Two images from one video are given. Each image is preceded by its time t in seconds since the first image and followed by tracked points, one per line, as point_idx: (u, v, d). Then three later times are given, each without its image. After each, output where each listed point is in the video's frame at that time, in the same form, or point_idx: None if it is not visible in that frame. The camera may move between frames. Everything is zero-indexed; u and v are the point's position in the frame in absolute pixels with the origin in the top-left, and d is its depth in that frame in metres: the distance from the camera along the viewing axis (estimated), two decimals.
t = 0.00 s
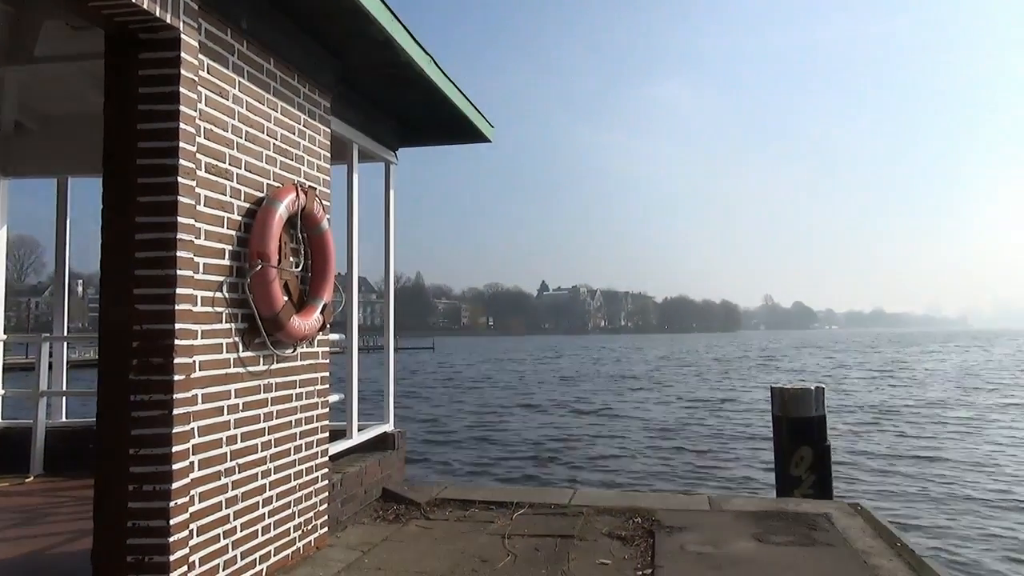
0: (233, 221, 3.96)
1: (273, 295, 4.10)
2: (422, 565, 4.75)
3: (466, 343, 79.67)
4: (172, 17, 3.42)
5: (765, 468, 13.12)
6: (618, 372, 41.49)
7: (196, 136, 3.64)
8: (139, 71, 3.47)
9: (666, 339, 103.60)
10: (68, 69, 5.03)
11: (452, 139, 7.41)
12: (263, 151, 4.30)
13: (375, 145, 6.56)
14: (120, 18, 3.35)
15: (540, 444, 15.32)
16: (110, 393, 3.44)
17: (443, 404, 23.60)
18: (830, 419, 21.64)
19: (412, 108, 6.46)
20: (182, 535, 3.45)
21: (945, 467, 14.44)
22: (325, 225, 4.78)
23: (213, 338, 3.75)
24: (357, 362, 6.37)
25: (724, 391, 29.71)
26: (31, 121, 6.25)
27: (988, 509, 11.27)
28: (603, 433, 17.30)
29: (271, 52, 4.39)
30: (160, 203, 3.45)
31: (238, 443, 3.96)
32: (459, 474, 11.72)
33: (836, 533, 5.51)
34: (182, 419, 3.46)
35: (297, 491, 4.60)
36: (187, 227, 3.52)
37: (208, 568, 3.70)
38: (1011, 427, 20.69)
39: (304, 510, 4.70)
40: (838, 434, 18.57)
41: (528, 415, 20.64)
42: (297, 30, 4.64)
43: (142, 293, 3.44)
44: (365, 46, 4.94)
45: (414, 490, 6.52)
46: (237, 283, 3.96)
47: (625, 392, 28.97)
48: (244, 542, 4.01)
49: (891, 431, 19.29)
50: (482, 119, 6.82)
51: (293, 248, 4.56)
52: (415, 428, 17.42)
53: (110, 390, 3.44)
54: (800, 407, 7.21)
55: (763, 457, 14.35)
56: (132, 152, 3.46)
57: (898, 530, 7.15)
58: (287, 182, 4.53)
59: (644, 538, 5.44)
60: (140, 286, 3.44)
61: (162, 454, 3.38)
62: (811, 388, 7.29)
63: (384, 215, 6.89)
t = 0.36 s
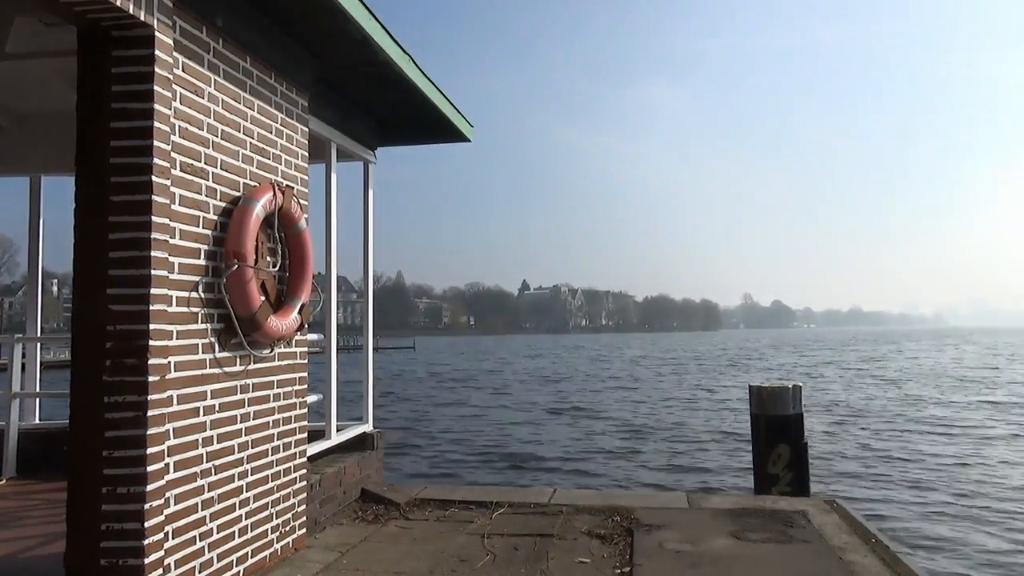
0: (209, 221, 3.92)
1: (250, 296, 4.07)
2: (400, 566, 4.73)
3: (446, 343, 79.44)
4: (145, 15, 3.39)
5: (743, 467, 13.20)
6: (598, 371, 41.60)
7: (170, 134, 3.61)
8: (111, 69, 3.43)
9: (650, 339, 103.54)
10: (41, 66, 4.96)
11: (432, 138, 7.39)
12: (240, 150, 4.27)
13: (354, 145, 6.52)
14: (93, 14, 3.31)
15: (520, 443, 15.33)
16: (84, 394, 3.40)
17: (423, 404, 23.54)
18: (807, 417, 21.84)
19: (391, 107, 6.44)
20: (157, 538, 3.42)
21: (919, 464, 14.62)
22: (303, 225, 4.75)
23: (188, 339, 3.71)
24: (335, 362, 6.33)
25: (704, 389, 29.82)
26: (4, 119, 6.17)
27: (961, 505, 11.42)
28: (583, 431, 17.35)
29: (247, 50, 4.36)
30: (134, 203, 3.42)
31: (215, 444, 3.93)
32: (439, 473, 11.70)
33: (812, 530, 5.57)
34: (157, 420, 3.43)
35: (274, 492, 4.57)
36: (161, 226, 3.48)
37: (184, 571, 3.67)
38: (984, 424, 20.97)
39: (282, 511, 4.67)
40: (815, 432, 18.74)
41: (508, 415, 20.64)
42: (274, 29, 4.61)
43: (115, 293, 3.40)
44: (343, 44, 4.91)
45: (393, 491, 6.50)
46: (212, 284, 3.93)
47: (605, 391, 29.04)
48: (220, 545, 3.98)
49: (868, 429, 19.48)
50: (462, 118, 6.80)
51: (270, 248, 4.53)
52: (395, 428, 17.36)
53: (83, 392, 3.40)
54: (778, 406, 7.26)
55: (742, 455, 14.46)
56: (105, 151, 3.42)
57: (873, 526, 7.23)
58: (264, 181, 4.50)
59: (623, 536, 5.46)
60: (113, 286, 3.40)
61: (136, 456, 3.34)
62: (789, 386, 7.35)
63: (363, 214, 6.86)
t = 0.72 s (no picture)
0: (180, 219, 3.88)
1: (222, 295, 4.03)
2: (375, 566, 4.71)
3: (423, 343, 79.18)
4: (114, 10, 3.34)
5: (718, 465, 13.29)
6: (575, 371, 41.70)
7: (140, 132, 3.57)
8: (80, 64, 3.38)
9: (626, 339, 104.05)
10: (10, 61, 4.89)
11: (408, 138, 7.37)
12: (212, 148, 4.23)
13: (329, 143, 6.49)
14: (61, 10, 3.26)
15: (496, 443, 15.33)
16: (53, 394, 3.35)
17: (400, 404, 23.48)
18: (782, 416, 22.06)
19: (367, 106, 6.41)
20: (126, 540, 3.38)
21: (891, 462, 14.81)
22: (276, 224, 4.71)
23: (159, 339, 3.68)
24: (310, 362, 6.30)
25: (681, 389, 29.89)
26: None
27: (931, 502, 11.58)
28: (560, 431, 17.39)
29: (219, 47, 4.32)
30: (102, 200, 3.37)
31: (186, 445, 3.89)
32: (415, 473, 11.68)
33: (784, 527, 5.62)
34: (126, 421, 3.39)
35: (247, 492, 4.53)
36: (130, 224, 3.44)
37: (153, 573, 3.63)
38: (954, 423, 21.27)
39: (255, 512, 4.63)
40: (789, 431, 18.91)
41: (484, 415, 20.64)
42: (247, 26, 4.57)
43: (83, 292, 3.35)
44: (317, 42, 4.88)
45: (368, 491, 6.47)
46: (184, 283, 3.89)
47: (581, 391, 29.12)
48: (191, 547, 3.94)
49: (841, 428, 19.70)
50: (439, 118, 6.78)
51: (243, 247, 4.49)
52: (371, 428, 17.30)
53: (51, 392, 3.35)
54: (752, 405, 7.32)
55: (717, 454, 14.56)
56: (74, 148, 3.37)
57: (844, 524, 7.31)
58: (236, 179, 4.46)
59: (598, 535, 5.48)
60: (81, 285, 3.35)
61: (104, 457, 3.30)
62: (763, 386, 7.42)
63: (339, 213, 6.82)
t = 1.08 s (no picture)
0: (143, 217, 3.82)
1: (187, 294, 3.98)
2: (342, 568, 4.68)
3: (394, 343, 78.83)
4: (75, 3, 3.28)
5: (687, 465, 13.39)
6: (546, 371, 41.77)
7: (102, 128, 3.50)
8: (40, 59, 3.31)
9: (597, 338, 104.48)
10: None
11: (378, 137, 7.32)
12: (176, 145, 4.17)
13: (297, 142, 6.43)
14: (20, 2, 3.19)
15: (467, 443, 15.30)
16: (10, 396, 3.28)
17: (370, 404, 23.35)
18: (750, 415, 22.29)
19: (336, 104, 6.36)
20: (86, 543, 3.32)
21: (856, 461, 15.04)
22: (243, 223, 4.66)
23: (121, 339, 3.61)
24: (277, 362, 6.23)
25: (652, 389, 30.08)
26: None
27: (894, 501, 11.77)
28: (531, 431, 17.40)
29: (185, 43, 4.26)
30: (63, 197, 3.30)
31: (149, 446, 3.83)
32: (385, 474, 11.62)
33: (751, 525, 5.67)
34: (87, 423, 3.32)
35: (213, 494, 4.47)
36: (91, 222, 3.38)
37: None
38: (918, 422, 21.63)
39: (220, 514, 4.58)
40: (757, 430, 19.11)
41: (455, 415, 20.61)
42: (213, 22, 4.51)
43: (42, 291, 3.28)
44: (286, 40, 4.83)
45: (337, 492, 6.43)
46: (148, 282, 3.83)
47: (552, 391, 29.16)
48: (154, 549, 3.88)
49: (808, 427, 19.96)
50: (409, 117, 6.75)
51: (208, 246, 4.43)
52: (341, 429, 17.18)
53: (8, 393, 3.28)
54: (720, 404, 7.38)
55: (686, 453, 14.67)
56: (33, 144, 3.30)
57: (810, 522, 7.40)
58: (202, 177, 4.40)
59: (566, 534, 5.49)
60: (40, 284, 3.28)
61: (63, 459, 3.23)
62: (731, 385, 7.48)
63: (307, 212, 6.76)
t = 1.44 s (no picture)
0: (110, 215, 3.76)
1: (155, 292, 3.92)
2: (313, 569, 4.64)
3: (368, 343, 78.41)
4: None
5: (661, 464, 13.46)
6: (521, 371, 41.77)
7: (68, 123, 3.44)
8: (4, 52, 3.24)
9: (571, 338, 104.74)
10: None
11: (352, 135, 7.27)
12: (145, 141, 4.11)
13: (269, 139, 6.36)
14: None
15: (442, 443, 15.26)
16: None
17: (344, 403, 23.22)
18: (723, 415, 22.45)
19: (309, 102, 6.30)
20: (49, 546, 3.26)
21: (827, 460, 15.21)
22: (213, 221, 4.60)
23: (86, 338, 3.56)
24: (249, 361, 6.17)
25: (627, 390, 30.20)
26: None
27: (864, 500, 11.92)
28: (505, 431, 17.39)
29: (154, 38, 4.20)
30: (28, 193, 3.24)
31: (115, 447, 3.77)
32: (359, 474, 11.55)
33: (722, 523, 5.71)
34: (51, 423, 3.27)
35: (181, 495, 4.41)
36: (57, 219, 3.32)
37: None
38: (887, 422, 21.90)
39: (189, 516, 4.52)
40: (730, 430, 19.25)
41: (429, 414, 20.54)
42: (183, 16, 4.45)
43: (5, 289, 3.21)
44: (258, 36, 4.78)
45: (309, 493, 6.37)
46: (114, 280, 3.77)
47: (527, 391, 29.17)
48: (120, 552, 3.82)
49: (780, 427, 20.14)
50: (383, 115, 6.70)
51: (177, 244, 4.37)
52: (315, 429, 17.06)
53: None
54: (693, 404, 7.42)
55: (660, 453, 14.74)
56: None
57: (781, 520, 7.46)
58: (171, 174, 4.34)
59: (539, 534, 5.49)
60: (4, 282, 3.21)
61: (26, 460, 3.17)
62: (704, 385, 7.53)
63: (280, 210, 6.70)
